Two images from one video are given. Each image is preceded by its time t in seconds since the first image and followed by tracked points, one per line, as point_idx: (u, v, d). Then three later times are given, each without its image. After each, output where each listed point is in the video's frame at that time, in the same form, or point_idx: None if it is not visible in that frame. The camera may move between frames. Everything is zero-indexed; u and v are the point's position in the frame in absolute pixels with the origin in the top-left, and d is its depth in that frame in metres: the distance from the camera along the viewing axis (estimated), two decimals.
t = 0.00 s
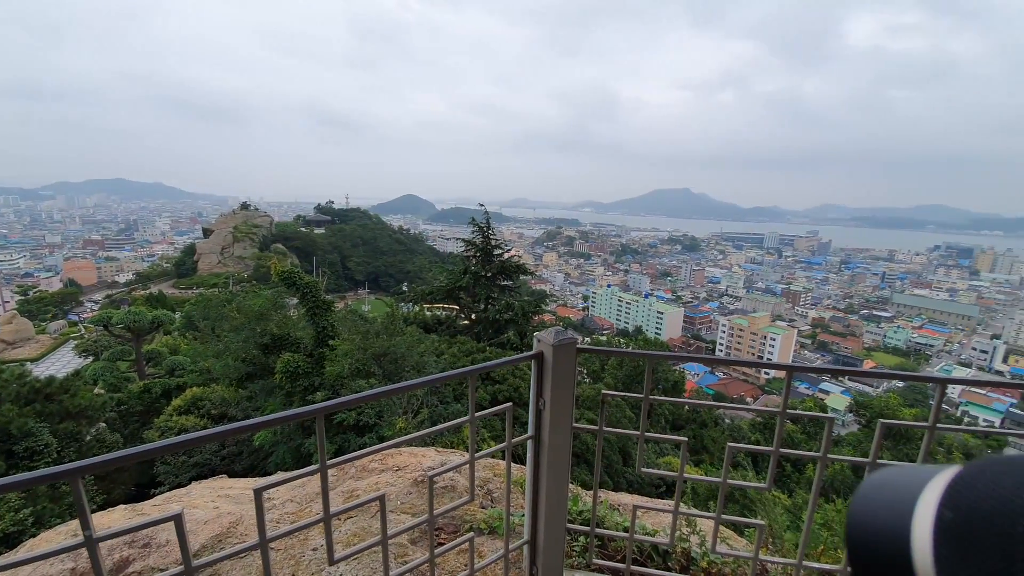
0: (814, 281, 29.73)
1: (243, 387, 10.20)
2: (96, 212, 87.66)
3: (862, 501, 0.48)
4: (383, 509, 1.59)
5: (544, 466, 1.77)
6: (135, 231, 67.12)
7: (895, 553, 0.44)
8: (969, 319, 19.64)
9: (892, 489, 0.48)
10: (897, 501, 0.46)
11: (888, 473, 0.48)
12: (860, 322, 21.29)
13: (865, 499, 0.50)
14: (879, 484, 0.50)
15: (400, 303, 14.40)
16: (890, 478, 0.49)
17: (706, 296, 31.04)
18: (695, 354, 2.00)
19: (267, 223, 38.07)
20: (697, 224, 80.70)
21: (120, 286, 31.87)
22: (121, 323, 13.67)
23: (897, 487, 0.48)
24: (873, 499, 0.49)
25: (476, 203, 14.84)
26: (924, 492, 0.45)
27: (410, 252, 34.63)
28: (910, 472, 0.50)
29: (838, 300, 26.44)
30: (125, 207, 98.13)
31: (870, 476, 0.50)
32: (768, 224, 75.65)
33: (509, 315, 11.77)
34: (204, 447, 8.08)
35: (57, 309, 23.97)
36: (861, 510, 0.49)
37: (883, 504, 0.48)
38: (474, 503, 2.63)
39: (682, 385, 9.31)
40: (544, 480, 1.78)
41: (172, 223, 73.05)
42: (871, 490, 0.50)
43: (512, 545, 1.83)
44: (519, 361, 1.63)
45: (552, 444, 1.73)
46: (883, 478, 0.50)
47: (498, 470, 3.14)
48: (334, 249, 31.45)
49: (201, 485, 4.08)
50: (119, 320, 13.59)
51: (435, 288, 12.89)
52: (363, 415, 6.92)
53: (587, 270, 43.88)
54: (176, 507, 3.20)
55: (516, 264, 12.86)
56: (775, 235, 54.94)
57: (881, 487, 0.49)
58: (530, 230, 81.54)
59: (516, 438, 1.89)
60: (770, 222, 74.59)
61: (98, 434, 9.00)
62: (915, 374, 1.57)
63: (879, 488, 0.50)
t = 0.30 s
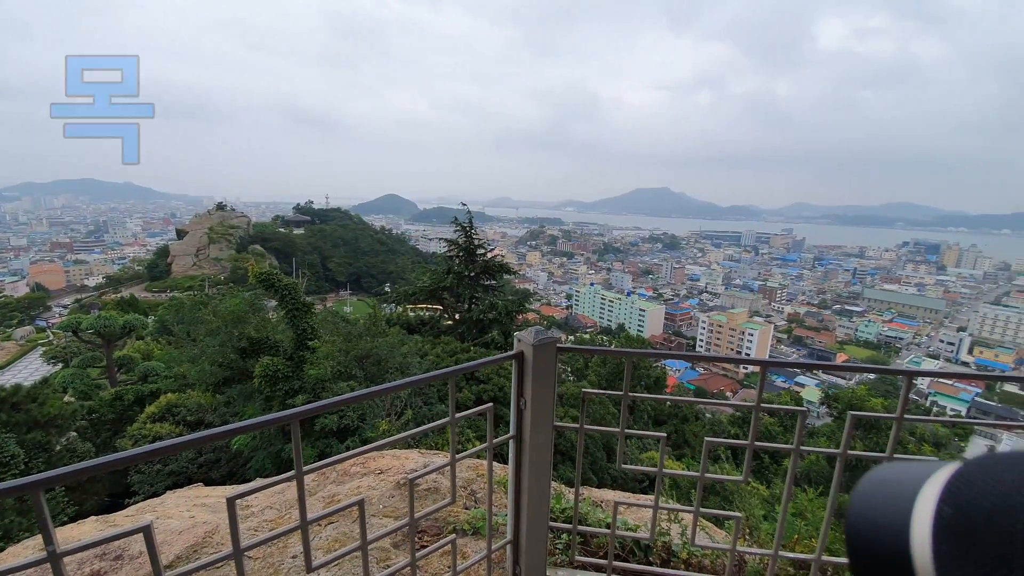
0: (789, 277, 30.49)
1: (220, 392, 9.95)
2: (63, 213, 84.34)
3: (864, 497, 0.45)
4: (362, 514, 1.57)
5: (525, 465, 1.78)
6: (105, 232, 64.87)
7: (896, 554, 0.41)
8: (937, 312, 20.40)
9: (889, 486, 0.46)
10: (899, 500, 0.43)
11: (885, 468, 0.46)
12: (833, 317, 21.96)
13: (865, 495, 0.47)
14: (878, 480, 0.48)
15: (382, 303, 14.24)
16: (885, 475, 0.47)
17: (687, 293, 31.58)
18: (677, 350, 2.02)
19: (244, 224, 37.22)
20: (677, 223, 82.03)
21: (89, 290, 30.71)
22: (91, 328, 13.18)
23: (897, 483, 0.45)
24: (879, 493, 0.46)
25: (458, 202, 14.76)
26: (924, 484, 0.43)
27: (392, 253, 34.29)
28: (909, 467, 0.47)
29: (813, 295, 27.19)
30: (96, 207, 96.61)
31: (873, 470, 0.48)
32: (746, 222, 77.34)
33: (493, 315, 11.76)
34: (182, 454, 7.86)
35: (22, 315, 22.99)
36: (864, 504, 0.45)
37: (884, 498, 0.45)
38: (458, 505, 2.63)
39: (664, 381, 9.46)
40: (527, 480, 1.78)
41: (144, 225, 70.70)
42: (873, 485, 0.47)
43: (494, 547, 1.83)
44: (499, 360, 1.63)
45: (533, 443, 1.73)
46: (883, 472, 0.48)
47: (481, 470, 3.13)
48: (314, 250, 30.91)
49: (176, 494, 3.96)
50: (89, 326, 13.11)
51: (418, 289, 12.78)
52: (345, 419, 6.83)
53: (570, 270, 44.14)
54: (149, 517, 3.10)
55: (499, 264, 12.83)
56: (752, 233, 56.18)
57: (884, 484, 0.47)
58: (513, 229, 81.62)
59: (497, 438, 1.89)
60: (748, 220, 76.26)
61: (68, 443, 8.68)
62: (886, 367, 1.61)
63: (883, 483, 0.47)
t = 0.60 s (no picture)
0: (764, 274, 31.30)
1: (193, 399, 9.65)
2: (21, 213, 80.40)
3: (861, 488, 0.44)
4: (339, 520, 1.54)
5: (505, 465, 1.78)
6: (69, 233, 62.26)
7: (891, 553, 0.40)
8: (902, 306, 21.23)
9: (884, 485, 0.44)
10: (898, 500, 0.41)
11: (885, 466, 0.44)
12: (805, 311, 22.64)
13: (861, 493, 0.45)
14: (877, 478, 0.46)
15: (362, 305, 14.04)
16: (892, 471, 0.45)
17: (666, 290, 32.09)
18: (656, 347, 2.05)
19: (218, 224, 36.25)
20: (656, 221, 83.34)
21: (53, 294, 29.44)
22: (56, 335, 12.64)
23: (896, 484, 0.44)
24: (873, 489, 0.44)
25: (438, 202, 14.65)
26: (926, 483, 0.41)
27: (372, 253, 33.87)
28: (906, 466, 0.46)
29: (786, 291, 27.99)
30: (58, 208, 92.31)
31: (874, 468, 0.45)
32: (722, 220, 79.09)
33: (475, 314, 11.72)
34: (155, 463, 7.61)
35: None
36: (859, 502, 0.44)
37: (879, 497, 0.43)
38: (439, 506, 2.62)
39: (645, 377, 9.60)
40: (506, 479, 1.79)
41: (110, 225, 67.91)
42: (873, 483, 0.45)
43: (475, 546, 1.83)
44: (477, 360, 1.62)
45: (513, 441, 1.74)
46: (883, 470, 0.46)
47: (462, 471, 3.12)
48: (291, 251, 30.30)
49: (147, 505, 3.82)
50: (54, 332, 12.57)
51: (399, 289, 12.63)
52: (325, 423, 6.72)
53: (551, 268, 44.38)
54: (118, 530, 2.99)
55: (480, 263, 12.81)
56: (728, 230, 57.47)
57: (879, 482, 0.45)
58: (494, 228, 81.65)
59: (477, 438, 1.89)
60: (723, 218, 78.00)
61: (32, 455, 8.30)
62: (856, 360, 1.66)
63: (877, 482, 0.45)
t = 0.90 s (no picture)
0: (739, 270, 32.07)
1: (165, 406, 9.34)
2: None
3: (860, 490, 0.44)
4: (317, 525, 1.52)
5: (485, 464, 1.78)
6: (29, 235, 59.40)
7: (892, 551, 0.41)
8: (869, 299, 22.07)
9: (883, 483, 0.45)
10: (898, 497, 0.42)
11: (887, 464, 0.45)
12: (778, 306, 23.30)
13: (861, 492, 0.46)
14: (879, 477, 0.46)
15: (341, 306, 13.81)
16: (890, 469, 0.46)
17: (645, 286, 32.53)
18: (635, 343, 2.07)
19: (189, 225, 35.13)
20: (634, 220, 84.52)
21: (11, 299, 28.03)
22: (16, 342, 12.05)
23: (896, 481, 0.45)
24: (872, 488, 0.45)
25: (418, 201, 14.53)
26: (922, 483, 0.42)
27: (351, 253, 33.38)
28: (900, 463, 0.47)
29: (760, 286, 28.74)
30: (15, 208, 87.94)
31: (872, 467, 0.46)
32: (698, 218, 80.77)
33: (457, 314, 11.67)
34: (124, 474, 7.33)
35: None
36: (859, 500, 0.45)
37: (879, 495, 0.44)
38: (420, 508, 2.60)
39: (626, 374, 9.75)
40: (487, 479, 1.79)
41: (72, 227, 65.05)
42: (873, 482, 0.46)
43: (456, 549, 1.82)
44: (456, 359, 1.62)
45: (492, 440, 1.74)
46: (881, 469, 0.47)
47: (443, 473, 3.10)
48: (266, 252, 29.60)
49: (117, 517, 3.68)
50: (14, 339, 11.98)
51: (379, 290, 12.46)
52: (304, 428, 6.59)
53: (532, 267, 44.53)
54: (85, 544, 2.87)
55: (461, 262, 12.76)
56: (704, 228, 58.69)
57: (879, 481, 0.46)
58: (475, 227, 81.47)
59: (456, 438, 1.88)
60: (700, 216, 79.67)
61: None
62: (826, 352, 1.72)
63: (881, 482, 0.46)
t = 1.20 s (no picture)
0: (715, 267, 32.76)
1: (134, 415, 8.99)
2: None
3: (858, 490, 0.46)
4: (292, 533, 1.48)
5: (464, 464, 1.77)
6: None
7: (893, 551, 0.42)
8: (837, 294, 22.88)
9: (882, 483, 0.46)
10: (898, 497, 0.43)
11: (883, 464, 0.46)
12: (752, 301, 23.89)
13: (859, 492, 0.47)
14: (873, 478, 0.48)
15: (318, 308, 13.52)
16: (891, 468, 0.47)
17: (625, 284, 32.91)
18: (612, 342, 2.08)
19: (157, 226, 33.86)
20: (613, 219, 85.54)
21: None
22: None
23: (895, 480, 0.46)
24: (874, 489, 0.47)
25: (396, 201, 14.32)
26: (923, 482, 0.43)
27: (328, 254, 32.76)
28: (900, 462, 0.48)
29: (735, 283, 29.42)
30: None
31: (867, 469, 0.47)
32: (675, 216, 82.32)
33: (438, 314, 11.58)
34: (91, 486, 7.04)
35: None
36: (862, 502, 0.46)
37: (882, 497, 0.45)
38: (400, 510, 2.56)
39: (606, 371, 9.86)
40: (466, 479, 1.78)
41: (30, 229, 61.94)
42: (873, 483, 0.47)
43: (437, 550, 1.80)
44: (433, 359, 1.60)
45: (471, 439, 1.73)
46: (875, 472, 0.48)
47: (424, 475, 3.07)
48: (240, 253, 28.80)
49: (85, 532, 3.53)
50: None
51: (358, 291, 12.24)
52: (281, 433, 6.44)
53: (512, 266, 44.58)
54: (49, 561, 2.74)
55: (442, 262, 12.66)
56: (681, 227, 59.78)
57: (880, 480, 0.47)
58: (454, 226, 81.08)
59: (433, 440, 1.86)
60: (676, 215, 81.15)
61: None
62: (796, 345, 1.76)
63: (878, 481, 0.47)
